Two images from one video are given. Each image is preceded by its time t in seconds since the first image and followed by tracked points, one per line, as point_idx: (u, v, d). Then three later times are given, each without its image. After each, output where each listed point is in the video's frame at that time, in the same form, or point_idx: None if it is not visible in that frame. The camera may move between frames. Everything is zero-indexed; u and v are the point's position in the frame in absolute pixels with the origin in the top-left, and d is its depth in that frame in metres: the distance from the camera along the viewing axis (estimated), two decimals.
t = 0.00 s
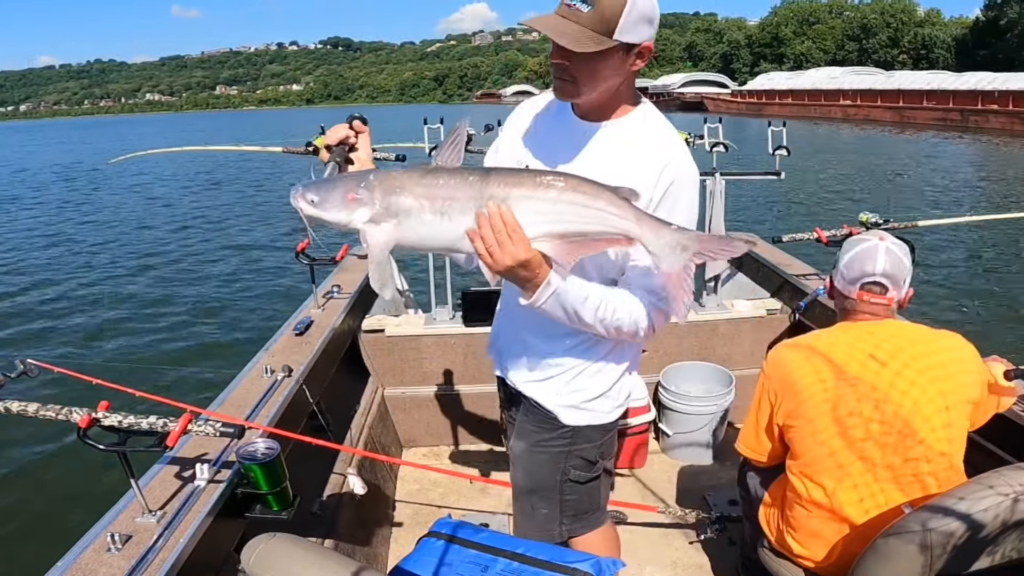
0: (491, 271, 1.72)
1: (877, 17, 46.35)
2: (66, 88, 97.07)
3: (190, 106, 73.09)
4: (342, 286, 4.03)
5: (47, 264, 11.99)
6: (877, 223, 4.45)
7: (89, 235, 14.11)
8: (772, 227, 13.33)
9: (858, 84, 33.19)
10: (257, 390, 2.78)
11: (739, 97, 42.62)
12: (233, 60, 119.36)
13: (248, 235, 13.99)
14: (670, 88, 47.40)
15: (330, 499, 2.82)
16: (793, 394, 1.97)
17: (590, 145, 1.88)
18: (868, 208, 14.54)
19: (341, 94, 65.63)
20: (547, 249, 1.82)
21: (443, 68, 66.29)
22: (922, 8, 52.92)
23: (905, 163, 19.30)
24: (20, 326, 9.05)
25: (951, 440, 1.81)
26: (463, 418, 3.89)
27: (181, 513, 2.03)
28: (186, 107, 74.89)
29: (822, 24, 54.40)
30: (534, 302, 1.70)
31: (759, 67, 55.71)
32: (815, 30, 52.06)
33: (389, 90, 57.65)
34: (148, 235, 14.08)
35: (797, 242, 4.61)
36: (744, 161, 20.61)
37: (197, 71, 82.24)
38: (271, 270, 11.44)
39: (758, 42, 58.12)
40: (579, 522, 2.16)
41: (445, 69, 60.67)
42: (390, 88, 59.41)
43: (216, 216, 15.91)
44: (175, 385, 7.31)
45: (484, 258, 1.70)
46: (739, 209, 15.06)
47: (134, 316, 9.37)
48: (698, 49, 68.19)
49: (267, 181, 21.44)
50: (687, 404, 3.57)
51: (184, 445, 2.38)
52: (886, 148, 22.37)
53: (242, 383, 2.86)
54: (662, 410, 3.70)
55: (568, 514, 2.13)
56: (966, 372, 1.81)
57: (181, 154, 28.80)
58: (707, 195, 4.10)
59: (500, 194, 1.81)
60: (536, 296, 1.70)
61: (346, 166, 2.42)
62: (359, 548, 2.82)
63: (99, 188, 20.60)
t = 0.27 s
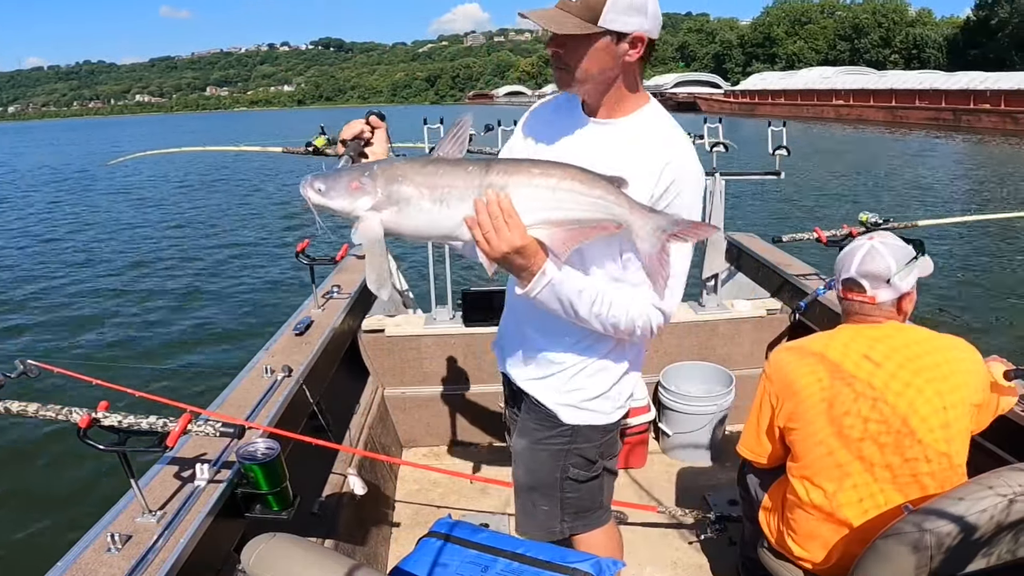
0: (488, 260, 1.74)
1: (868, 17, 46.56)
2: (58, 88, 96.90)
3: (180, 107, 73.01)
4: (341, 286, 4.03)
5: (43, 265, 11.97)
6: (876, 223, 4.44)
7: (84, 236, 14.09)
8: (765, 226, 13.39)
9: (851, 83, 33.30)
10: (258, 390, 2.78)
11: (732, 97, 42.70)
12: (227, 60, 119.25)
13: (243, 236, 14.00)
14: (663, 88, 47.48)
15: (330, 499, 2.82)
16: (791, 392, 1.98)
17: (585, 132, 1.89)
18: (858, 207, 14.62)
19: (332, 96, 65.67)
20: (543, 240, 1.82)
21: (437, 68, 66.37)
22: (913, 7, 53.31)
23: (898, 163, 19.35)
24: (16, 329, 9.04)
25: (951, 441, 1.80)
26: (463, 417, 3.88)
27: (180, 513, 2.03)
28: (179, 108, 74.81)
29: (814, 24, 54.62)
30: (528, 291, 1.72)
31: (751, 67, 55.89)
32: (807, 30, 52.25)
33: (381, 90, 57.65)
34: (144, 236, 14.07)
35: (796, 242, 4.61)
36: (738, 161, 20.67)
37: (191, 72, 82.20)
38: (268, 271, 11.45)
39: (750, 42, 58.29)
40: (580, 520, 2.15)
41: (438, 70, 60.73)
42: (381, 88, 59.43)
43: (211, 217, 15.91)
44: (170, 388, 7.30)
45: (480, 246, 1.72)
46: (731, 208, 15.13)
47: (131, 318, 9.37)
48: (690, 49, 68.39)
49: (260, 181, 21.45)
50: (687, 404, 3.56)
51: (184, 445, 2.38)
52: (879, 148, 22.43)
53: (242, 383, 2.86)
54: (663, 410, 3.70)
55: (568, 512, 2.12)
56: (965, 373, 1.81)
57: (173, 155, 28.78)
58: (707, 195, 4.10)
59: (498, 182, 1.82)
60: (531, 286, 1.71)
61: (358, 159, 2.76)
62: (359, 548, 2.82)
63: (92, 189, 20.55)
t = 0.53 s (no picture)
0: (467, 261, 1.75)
1: (859, 15, 46.78)
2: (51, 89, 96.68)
3: (169, 108, 72.83)
4: (342, 286, 4.03)
5: (39, 268, 11.96)
6: (877, 223, 4.44)
7: (81, 238, 14.09)
8: (758, 224, 13.43)
9: (843, 81, 33.38)
10: (258, 390, 2.78)
11: (725, 96, 42.77)
12: (220, 60, 119.04)
13: (240, 236, 14.01)
14: (656, 87, 47.60)
15: (330, 499, 2.82)
16: (787, 392, 1.98)
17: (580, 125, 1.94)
18: (851, 204, 14.69)
19: (324, 96, 65.64)
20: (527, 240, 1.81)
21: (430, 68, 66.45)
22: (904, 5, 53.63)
23: (891, 160, 19.39)
24: (14, 333, 9.03)
25: (950, 440, 1.80)
26: (463, 417, 3.88)
27: (181, 513, 2.03)
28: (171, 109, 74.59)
29: (805, 22, 54.80)
30: (506, 290, 1.72)
31: (744, 65, 56.05)
32: (799, 28, 52.40)
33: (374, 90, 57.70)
34: (140, 238, 14.06)
35: (796, 242, 4.60)
36: (732, 160, 20.68)
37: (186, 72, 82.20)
38: (265, 272, 11.46)
39: (742, 41, 58.43)
40: (570, 521, 2.15)
41: (430, 69, 60.76)
42: (373, 88, 59.44)
43: (207, 218, 15.91)
44: (166, 390, 7.30)
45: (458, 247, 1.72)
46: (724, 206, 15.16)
47: (130, 321, 9.37)
48: (682, 47, 68.61)
49: (254, 181, 21.46)
50: (687, 403, 3.57)
51: (184, 445, 2.38)
52: (872, 145, 22.49)
53: (242, 383, 2.86)
54: (662, 410, 3.71)
55: (558, 512, 2.12)
56: (964, 372, 1.80)
57: (166, 156, 28.75)
58: (707, 195, 4.09)
59: (480, 181, 1.80)
60: (508, 285, 1.72)
61: (379, 154, 2.67)
62: (360, 548, 2.82)
63: (87, 191, 20.52)
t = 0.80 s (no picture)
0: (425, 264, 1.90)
1: (850, 13, 46.95)
2: (41, 90, 96.27)
3: (157, 108, 72.44)
4: (342, 286, 4.03)
5: (34, 271, 11.95)
6: (878, 223, 4.43)
7: (77, 240, 14.08)
8: (751, 222, 13.45)
9: (835, 80, 33.44)
10: (258, 390, 2.78)
11: (716, 95, 42.83)
12: (212, 60, 118.69)
13: (234, 237, 13.99)
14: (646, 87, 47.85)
15: (331, 498, 2.82)
16: (785, 392, 1.99)
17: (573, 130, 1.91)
18: (842, 201, 14.74)
19: (314, 96, 65.54)
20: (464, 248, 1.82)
21: (421, 68, 66.52)
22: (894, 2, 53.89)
23: (884, 158, 19.42)
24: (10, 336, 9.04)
25: (948, 437, 1.79)
26: (462, 417, 3.87)
27: (181, 513, 2.03)
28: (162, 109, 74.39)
29: (796, 20, 54.93)
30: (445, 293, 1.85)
31: (735, 64, 56.13)
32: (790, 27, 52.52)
33: (366, 90, 57.69)
34: (134, 240, 14.04)
35: (797, 241, 4.59)
36: (725, 159, 20.68)
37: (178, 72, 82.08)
38: (260, 272, 11.45)
39: (734, 39, 58.53)
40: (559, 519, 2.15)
41: (419, 69, 60.65)
42: (364, 88, 59.33)
43: (202, 219, 15.90)
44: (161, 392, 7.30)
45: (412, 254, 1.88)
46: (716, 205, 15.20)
47: (127, 324, 9.35)
48: (673, 46, 68.68)
49: (245, 182, 21.44)
50: (687, 403, 3.57)
51: (184, 444, 2.38)
52: (864, 143, 22.52)
53: (243, 383, 2.86)
54: (662, 410, 3.71)
55: (546, 509, 2.12)
56: (963, 371, 1.80)
57: (158, 156, 28.67)
58: (707, 195, 4.08)
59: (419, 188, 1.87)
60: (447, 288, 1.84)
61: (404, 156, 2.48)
62: (359, 547, 2.82)
63: (80, 192, 20.48)
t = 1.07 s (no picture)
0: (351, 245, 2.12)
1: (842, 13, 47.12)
2: (33, 90, 95.83)
3: (147, 108, 72.09)
4: (342, 285, 4.03)
5: (28, 273, 11.89)
6: (878, 223, 4.43)
7: (71, 242, 14.01)
8: (745, 222, 13.48)
9: (827, 80, 33.49)
10: (258, 390, 2.78)
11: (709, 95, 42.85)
12: (206, 59, 118.37)
13: (229, 238, 13.97)
14: (639, 87, 47.90)
15: (331, 498, 2.82)
16: (786, 392, 1.99)
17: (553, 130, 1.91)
18: (834, 201, 14.81)
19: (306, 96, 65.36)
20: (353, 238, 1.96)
21: (413, 67, 66.43)
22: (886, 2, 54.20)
23: (877, 158, 19.47)
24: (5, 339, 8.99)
25: (943, 439, 1.79)
26: (461, 417, 3.87)
27: (181, 513, 2.03)
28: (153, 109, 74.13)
29: (788, 20, 55.09)
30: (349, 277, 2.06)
31: (727, 63, 56.19)
32: (782, 27, 52.68)
33: (359, 90, 57.66)
34: (129, 240, 14.00)
35: (795, 241, 4.60)
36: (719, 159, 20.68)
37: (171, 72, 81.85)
38: (257, 273, 11.44)
39: (726, 39, 58.60)
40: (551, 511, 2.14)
41: (410, 69, 60.55)
42: (356, 88, 59.28)
43: (196, 219, 15.85)
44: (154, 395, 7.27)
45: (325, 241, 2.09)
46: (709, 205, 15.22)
47: (125, 327, 9.32)
48: (666, 46, 68.77)
49: (237, 182, 21.40)
50: (687, 403, 3.57)
51: (184, 445, 2.38)
52: (856, 143, 22.57)
53: (243, 383, 2.86)
54: (663, 410, 3.70)
55: (535, 499, 2.12)
56: (958, 372, 1.79)
57: (151, 157, 28.56)
58: (707, 195, 4.08)
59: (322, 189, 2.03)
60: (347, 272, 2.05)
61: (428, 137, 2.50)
62: (359, 547, 2.82)
63: (72, 193, 20.38)
